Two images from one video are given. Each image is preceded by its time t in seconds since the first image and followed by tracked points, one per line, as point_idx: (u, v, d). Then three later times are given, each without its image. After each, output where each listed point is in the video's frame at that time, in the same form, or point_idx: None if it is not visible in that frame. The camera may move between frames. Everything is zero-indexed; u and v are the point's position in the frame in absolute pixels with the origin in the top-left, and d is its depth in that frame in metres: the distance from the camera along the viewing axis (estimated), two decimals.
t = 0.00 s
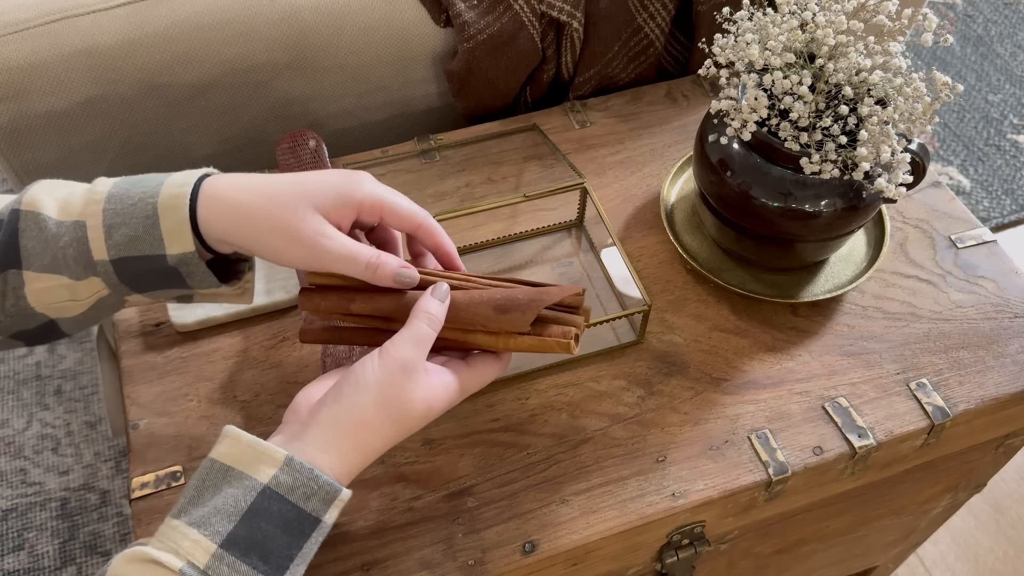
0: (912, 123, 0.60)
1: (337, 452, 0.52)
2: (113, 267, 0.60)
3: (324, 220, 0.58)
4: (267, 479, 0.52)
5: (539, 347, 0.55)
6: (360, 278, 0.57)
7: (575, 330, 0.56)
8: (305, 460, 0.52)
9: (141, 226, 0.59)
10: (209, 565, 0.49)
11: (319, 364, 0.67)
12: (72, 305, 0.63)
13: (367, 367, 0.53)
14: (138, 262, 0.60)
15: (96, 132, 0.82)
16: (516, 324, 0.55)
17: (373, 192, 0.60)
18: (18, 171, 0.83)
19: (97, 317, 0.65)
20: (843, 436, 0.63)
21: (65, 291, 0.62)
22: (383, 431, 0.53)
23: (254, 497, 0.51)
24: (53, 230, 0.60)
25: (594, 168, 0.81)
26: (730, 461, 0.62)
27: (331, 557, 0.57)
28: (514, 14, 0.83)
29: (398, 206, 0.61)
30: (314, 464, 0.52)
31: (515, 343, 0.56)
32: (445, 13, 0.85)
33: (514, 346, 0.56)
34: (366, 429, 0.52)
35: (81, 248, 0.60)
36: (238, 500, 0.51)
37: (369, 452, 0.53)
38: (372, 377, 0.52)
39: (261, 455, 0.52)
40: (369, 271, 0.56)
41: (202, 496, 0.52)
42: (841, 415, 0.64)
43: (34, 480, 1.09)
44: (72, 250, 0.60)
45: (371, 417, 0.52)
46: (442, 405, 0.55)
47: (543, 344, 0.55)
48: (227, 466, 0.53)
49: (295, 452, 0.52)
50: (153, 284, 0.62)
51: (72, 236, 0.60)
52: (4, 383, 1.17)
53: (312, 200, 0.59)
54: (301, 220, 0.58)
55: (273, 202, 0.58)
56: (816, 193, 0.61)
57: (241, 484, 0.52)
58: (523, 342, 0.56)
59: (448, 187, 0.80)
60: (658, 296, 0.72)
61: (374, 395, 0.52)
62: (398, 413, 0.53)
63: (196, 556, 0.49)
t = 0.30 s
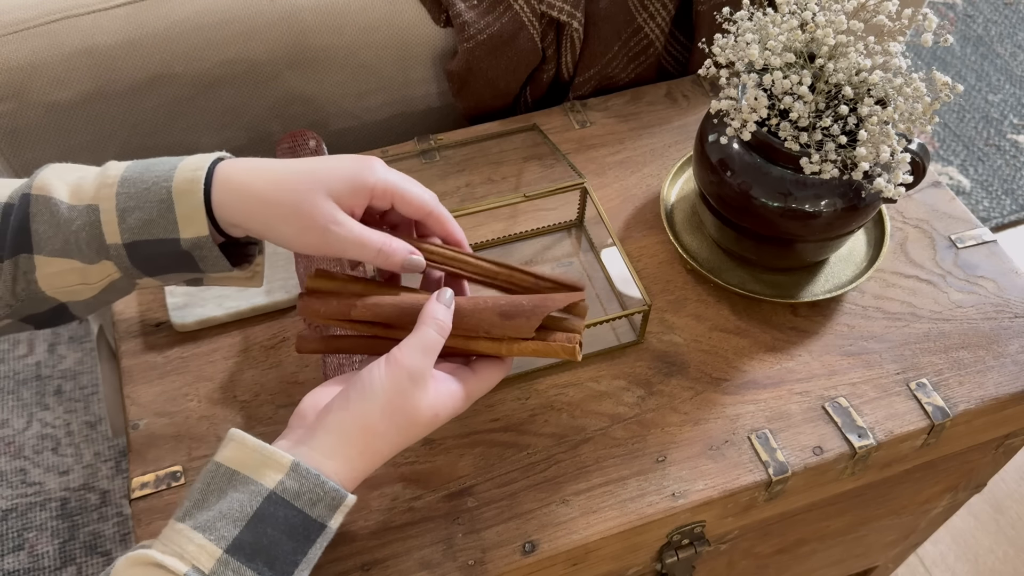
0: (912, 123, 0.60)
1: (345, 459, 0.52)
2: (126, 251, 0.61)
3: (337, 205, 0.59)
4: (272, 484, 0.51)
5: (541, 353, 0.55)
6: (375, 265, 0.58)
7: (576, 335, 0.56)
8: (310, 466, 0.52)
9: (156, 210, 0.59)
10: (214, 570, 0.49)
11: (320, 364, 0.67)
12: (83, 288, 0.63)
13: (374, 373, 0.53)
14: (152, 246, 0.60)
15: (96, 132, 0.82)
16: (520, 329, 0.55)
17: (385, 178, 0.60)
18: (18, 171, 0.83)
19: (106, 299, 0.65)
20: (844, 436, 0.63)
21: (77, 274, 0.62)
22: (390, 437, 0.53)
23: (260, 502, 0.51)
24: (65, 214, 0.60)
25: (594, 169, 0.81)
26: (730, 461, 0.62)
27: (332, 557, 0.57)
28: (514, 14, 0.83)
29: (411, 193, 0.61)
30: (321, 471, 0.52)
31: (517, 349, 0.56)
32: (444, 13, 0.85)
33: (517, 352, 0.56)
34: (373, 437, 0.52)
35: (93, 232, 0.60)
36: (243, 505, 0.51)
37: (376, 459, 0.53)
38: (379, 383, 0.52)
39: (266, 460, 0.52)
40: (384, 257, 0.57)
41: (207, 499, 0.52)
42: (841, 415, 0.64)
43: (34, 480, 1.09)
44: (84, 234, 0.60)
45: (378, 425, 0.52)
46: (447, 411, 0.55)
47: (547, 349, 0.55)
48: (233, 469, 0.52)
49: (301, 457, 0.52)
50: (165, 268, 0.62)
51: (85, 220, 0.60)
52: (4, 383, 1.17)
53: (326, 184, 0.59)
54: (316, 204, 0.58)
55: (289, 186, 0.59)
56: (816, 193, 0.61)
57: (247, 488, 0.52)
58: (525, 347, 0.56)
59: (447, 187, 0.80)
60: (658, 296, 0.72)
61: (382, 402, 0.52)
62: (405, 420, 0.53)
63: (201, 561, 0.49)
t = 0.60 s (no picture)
0: (911, 123, 0.60)
1: (364, 501, 0.51)
2: (104, 218, 0.63)
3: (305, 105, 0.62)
4: (290, 519, 0.51)
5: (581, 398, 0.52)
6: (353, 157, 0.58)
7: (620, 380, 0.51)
8: (330, 504, 0.51)
9: (137, 167, 0.63)
10: None
11: (320, 364, 0.67)
12: (62, 273, 0.63)
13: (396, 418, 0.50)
14: (130, 208, 0.63)
15: (96, 132, 0.82)
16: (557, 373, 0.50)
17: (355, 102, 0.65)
18: (18, 171, 0.83)
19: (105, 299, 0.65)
20: (843, 436, 0.63)
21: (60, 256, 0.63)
22: (410, 480, 0.51)
23: (278, 536, 0.51)
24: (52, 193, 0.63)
25: (594, 168, 0.81)
26: (730, 461, 0.62)
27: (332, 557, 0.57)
28: (513, 14, 0.83)
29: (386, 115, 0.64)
30: (340, 511, 0.51)
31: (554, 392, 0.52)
32: (445, 13, 0.85)
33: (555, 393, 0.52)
34: (394, 484, 0.51)
35: (76, 204, 0.63)
36: (261, 537, 0.51)
37: (397, 497, 0.52)
38: (402, 432, 0.49)
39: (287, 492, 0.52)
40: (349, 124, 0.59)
41: (224, 523, 0.52)
42: (841, 415, 0.64)
43: (34, 480, 1.09)
44: (68, 207, 0.63)
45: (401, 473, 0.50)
46: (469, 445, 0.53)
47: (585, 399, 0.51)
48: (252, 495, 0.52)
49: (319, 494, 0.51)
50: (141, 242, 0.64)
51: (71, 194, 0.63)
52: (4, 383, 1.17)
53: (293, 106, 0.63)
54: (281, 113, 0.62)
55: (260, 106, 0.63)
56: (816, 193, 0.61)
57: (264, 517, 0.52)
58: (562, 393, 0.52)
59: (448, 188, 0.80)
60: (658, 296, 0.72)
61: (404, 451, 0.50)
62: (426, 465, 0.51)
63: None
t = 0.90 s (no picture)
0: (912, 123, 0.60)
1: (375, 513, 0.52)
2: (108, 217, 0.62)
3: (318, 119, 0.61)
4: (302, 526, 0.52)
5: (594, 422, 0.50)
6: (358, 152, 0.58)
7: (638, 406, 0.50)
8: (340, 515, 0.52)
9: (141, 168, 0.63)
10: None
11: (320, 364, 0.67)
12: (63, 272, 0.64)
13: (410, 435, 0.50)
14: (132, 207, 0.62)
15: (96, 133, 0.82)
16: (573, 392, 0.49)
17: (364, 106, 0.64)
18: (18, 172, 0.83)
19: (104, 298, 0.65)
20: (843, 436, 0.63)
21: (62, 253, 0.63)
22: (420, 495, 0.52)
23: (287, 544, 0.52)
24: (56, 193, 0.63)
25: (594, 168, 0.81)
26: (730, 461, 0.62)
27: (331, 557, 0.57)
28: (514, 14, 0.83)
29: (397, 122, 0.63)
30: (351, 522, 0.52)
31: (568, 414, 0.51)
32: (444, 13, 0.85)
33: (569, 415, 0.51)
34: (405, 496, 0.52)
35: (81, 203, 0.63)
36: (271, 545, 0.52)
37: (409, 508, 0.53)
38: (412, 448, 0.50)
39: (298, 500, 0.53)
40: (366, 140, 0.57)
41: (235, 529, 0.53)
42: (841, 415, 0.64)
43: (34, 480, 1.09)
44: (73, 205, 0.63)
45: (412, 486, 0.51)
46: (483, 463, 0.53)
47: (600, 424, 0.50)
48: (263, 501, 0.53)
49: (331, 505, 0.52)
50: (145, 241, 0.63)
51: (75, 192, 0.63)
52: (4, 383, 1.17)
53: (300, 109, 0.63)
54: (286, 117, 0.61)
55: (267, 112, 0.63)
56: (816, 193, 0.61)
57: (274, 524, 0.53)
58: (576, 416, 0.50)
59: (448, 188, 0.80)
60: (658, 296, 0.72)
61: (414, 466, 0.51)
62: (437, 481, 0.52)
63: None
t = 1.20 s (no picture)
0: (911, 123, 0.60)
1: (361, 509, 0.52)
2: (192, 266, 0.60)
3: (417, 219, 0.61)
4: (294, 526, 0.53)
5: (597, 468, 0.50)
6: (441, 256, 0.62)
7: (650, 464, 0.51)
8: (331, 511, 0.53)
9: (232, 235, 0.59)
10: None
11: (319, 365, 0.67)
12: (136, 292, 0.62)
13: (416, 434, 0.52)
14: (219, 266, 0.60)
15: (96, 132, 0.82)
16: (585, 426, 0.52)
17: (450, 174, 0.62)
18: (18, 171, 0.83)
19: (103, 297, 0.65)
20: (843, 436, 0.63)
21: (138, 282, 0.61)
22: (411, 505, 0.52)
23: (277, 544, 0.52)
24: (133, 230, 0.59)
25: (594, 168, 0.81)
26: (730, 461, 0.62)
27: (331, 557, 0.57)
28: (513, 14, 0.83)
29: (479, 190, 0.63)
30: (339, 519, 0.53)
31: (576, 458, 0.52)
32: (445, 13, 0.85)
33: (576, 468, 0.52)
34: (394, 496, 0.52)
35: (161, 246, 0.59)
36: (262, 544, 0.52)
37: (392, 518, 0.53)
38: (413, 449, 0.51)
39: (291, 500, 0.53)
40: (454, 254, 0.61)
41: (229, 529, 0.53)
42: (841, 415, 0.64)
43: (34, 480, 1.09)
44: (153, 247, 0.59)
45: (402, 487, 0.52)
46: (479, 495, 0.52)
47: (603, 466, 0.50)
48: (257, 502, 0.53)
49: (324, 502, 0.53)
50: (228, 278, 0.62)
51: (153, 234, 0.59)
52: (4, 383, 1.17)
53: (401, 197, 0.60)
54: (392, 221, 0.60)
55: (367, 207, 0.59)
56: (816, 193, 0.61)
57: (267, 523, 0.53)
58: (583, 458, 0.51)
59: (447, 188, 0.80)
60: (658, 296, 0.72)
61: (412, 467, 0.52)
62: (430, 493, 0.52)
63: None
